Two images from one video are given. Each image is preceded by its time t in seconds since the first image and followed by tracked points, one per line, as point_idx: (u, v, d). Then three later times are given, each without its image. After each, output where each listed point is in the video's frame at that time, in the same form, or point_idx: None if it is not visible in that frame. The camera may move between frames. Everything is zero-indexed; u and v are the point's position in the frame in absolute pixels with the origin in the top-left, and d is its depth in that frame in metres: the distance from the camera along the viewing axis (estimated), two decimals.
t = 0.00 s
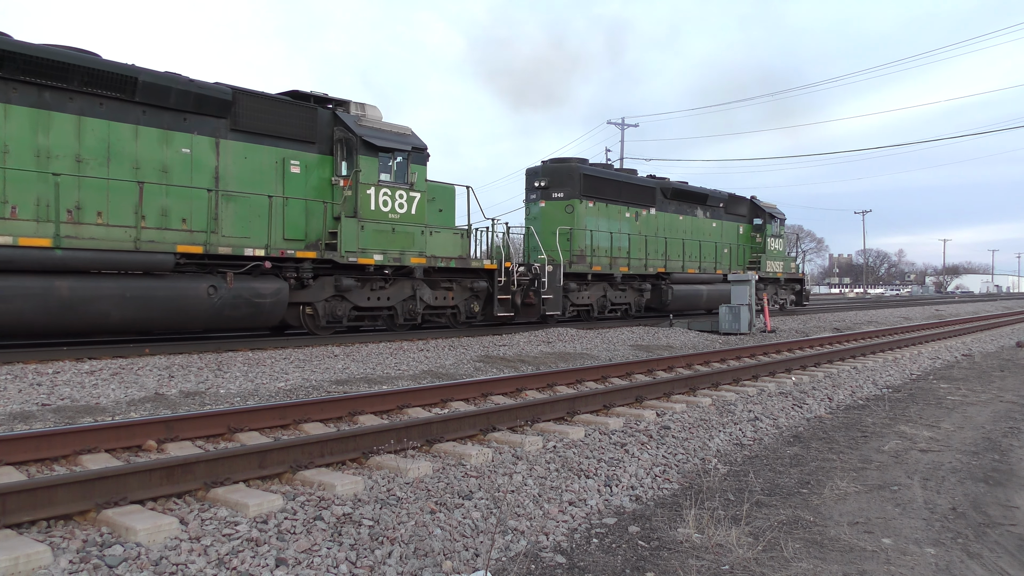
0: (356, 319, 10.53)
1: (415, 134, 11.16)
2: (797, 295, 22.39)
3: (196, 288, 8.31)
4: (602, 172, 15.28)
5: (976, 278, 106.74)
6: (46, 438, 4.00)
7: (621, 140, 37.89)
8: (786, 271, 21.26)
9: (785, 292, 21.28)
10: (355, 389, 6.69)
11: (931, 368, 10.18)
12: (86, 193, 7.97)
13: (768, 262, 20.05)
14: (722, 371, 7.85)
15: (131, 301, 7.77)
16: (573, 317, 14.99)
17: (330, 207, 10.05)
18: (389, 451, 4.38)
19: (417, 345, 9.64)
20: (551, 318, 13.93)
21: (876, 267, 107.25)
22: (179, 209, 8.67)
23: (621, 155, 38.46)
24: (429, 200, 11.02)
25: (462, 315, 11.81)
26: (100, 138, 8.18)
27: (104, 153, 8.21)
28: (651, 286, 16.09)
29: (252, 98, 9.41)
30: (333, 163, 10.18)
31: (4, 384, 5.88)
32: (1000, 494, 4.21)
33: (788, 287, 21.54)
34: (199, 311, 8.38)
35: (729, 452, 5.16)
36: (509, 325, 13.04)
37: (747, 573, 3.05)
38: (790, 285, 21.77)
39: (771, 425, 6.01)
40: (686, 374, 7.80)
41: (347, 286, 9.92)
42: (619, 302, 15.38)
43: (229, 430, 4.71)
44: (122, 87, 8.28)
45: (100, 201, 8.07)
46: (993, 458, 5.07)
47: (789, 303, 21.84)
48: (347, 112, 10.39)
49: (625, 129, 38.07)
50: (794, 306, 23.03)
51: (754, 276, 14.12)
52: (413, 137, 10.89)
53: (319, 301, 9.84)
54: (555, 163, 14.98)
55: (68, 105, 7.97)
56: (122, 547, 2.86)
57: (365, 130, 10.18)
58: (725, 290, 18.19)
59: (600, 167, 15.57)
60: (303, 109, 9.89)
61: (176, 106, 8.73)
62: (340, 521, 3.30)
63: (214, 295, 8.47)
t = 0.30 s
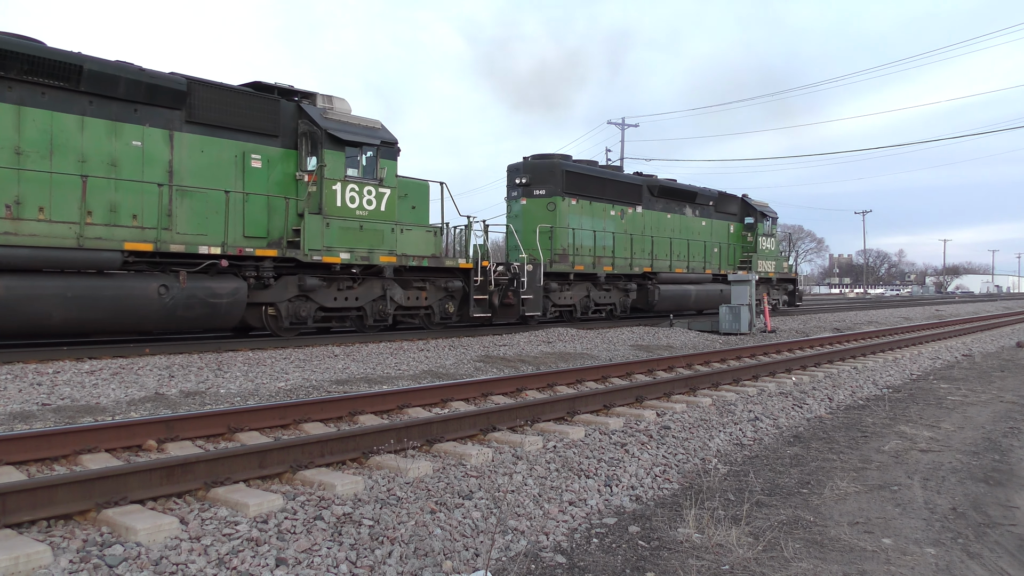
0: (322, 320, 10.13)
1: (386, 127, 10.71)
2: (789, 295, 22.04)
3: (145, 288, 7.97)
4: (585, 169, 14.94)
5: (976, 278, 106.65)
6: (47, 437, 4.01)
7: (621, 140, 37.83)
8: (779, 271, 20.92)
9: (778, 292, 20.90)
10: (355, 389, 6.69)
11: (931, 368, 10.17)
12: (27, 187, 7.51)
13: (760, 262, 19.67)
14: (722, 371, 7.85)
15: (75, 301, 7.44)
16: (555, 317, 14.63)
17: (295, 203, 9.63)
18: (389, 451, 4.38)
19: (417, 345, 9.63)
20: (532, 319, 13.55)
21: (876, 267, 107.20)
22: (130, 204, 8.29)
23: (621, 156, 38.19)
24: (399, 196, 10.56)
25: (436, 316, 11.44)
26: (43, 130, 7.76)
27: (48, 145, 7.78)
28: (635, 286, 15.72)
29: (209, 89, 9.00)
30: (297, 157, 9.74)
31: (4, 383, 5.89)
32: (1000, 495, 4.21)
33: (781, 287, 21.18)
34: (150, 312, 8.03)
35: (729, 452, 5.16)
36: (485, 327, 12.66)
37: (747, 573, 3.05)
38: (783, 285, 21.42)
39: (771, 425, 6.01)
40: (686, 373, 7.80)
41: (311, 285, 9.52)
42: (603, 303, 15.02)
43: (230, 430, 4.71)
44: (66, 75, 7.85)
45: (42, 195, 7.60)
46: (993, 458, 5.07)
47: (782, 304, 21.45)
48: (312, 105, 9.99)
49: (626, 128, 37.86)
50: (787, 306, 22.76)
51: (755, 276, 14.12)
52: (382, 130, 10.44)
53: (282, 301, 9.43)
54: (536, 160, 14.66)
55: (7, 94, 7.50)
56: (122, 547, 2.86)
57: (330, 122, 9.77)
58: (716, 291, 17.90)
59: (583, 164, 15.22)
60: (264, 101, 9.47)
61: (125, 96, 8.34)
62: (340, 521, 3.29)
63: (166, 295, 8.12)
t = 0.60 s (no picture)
0: (285, 320, 9.71)
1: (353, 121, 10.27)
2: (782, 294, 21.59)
3: (89, 288, 7.56)
4: (568, 165, 14.32)
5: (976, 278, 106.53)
6: (48, 437, 4.01)
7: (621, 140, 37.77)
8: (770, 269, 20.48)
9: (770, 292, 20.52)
10: (355, 389, 6.69)
11: (931, 368, 10.15)
12: None
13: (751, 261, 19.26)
14: (722, 371, 7.84)
15: (11, 302, 7.03)
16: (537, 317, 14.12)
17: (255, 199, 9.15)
18: (389, 451, 4.38)
19: (417, 345, 9.63)
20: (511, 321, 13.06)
21: (876, 267, 107.11)
22: (74, 199, 7.72)
23: (621, 155, 37.87)
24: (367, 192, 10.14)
25: (407, 317, 11.00)
26: None
27: None
28: (621, 286, 15.24)
29: (160, 79, 8.52)
30: (258, 151, 9.28)
31: (5, 383, 5.90)
32: (1000, 494, 4.20)
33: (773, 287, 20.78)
34: (95, 313, 7.62)
35: (729, 452, 5.16)
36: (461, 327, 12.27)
37: (748, 573, 3.05)
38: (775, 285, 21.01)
39: (770, 425, 6.01)
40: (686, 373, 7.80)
41: (271, 285, 9.10)
42: (585, 303, 14.51)
43: (230, 430, 4.71)
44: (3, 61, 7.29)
45: None
46: (994, 458, 5.06)
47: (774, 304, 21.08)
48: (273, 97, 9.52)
49: (625, 128, 37.82)
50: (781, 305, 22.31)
51: (755, 275, 14.11)
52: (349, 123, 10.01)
53: (241, 301, 9.00)
54: (517, 155, 14.03)
55: None
56: (122, 546, 2.86)
57: (292, 115, 9.30)
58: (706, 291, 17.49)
59: (567, 160, 14.61)
60: (221, 92, 9.00)
61: (69, 86, 7.82)
62: (339, 521, 3.29)
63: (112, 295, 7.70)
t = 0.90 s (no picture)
0: (245, 321, 9.28)
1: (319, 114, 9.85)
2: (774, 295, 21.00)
3: (26, 287, 7.15)
4: (549, 161, 13.79)
5: (976, 277, 106.39)
6: (48, 437, 4.01)
7: (622, 139, 37.65)
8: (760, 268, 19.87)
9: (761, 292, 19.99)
10: (355, 388, 6.69)
11: (931, 368, 10.13)
12: None
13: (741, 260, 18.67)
14: (722, 371, 7.84)
15: None
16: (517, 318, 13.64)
17: (211, 194, 8.75)
18: (389, 451, 4.39)
19: (417, 345, 9.62)
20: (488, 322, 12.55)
21: (876, 267, 107.02)
22: (14, 194, 7.35)
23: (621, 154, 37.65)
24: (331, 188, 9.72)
25: (376, 318, 10.57)
26: None
27: None
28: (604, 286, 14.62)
29: (107, 68, 8.05)
30: (215, 145, 8.88)
31: (5, 383, 5.90)
32: (1000, 494, 4.20)
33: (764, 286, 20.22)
34: (34, 313, 7.23)
35: (729, 452, 5.16)
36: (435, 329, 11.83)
37: (748, 573, 3.05)
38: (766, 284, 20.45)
39: (770, 425, 6.00)
40: (685, 373, 7.80)
41: (229, 285, 8.67)
42: (567, 303, 13.95)
43: (230, 430, 4.71)
44: None
45: None
46: (993, 458, 5.05)
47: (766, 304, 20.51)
48: (232, 88, 9.08)
49: (626, 128, 37.69)
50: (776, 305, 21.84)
51: (755, 275, 14.11)
52: (314, 117, 9.61)
53: (196, 302, 8.57)
54: (495, 151, 13.51)
55: None
56: (122, 547, 2.86)
57: (251, 107, 8.91)
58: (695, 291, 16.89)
59: (547, 156, 14.06)
60: (174, 82, 8.54)
61: (7, 74, 7.37)
62: (340, 521, 3.29)
63: (51, 295, 7.30)
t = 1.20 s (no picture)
0: (200, 323, 8.72)
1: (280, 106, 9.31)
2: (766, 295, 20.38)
3: None
4: (528, 156, 13.30)
5: (975, 278, 106.38)
6: (46, 437, 4.00)
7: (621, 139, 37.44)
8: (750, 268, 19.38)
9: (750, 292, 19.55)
10: (355, 388, 6.70)
11: (931, 368, 10.13)
12: None
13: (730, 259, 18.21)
14: (722, 371, 7.84)
15: None
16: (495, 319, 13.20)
17: (163, 190, 8.14)
18: (389, 451, 4.39)
19: (417, 345, 9.62)
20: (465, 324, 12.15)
21: (875, 267, 106.99)
22: None
23: (621, 155, 37.55)
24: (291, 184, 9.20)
25: (343, 319, 10.03)
26: None
27: None
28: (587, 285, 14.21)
29: (49, 54, 7.45)
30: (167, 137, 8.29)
31: (5, 383, 5.90)
32: (1000, 494, 4.20)
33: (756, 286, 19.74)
34: None
35: (729, 452, 5.16)
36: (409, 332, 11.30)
37: (748, 573, 3.05)
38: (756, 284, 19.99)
39: (770, 425, 6.00)
40: (685, 373, 7.80)
41: (181, 284, 8.11)
42: (548, 304, 13.52)
43: (229, 430, 4.70)
44: None
45: None
46: (993, 458, 5.06)
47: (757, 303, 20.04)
48: (186, 77, 8.52)
49: (625, 128, 37.21)
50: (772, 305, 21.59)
51: (755, 276, 14.12)
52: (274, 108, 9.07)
53: (145, 303, 8.01)
54: (473, 146, 13.03)
55: None
56: (122, 547, 2.86)
57: (205, 98, 8.37)
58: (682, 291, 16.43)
59: (528, 152, 13.57)
60: (123, 71, 7.97)
61: None
62: (339, 521, 3.29)
63: None
